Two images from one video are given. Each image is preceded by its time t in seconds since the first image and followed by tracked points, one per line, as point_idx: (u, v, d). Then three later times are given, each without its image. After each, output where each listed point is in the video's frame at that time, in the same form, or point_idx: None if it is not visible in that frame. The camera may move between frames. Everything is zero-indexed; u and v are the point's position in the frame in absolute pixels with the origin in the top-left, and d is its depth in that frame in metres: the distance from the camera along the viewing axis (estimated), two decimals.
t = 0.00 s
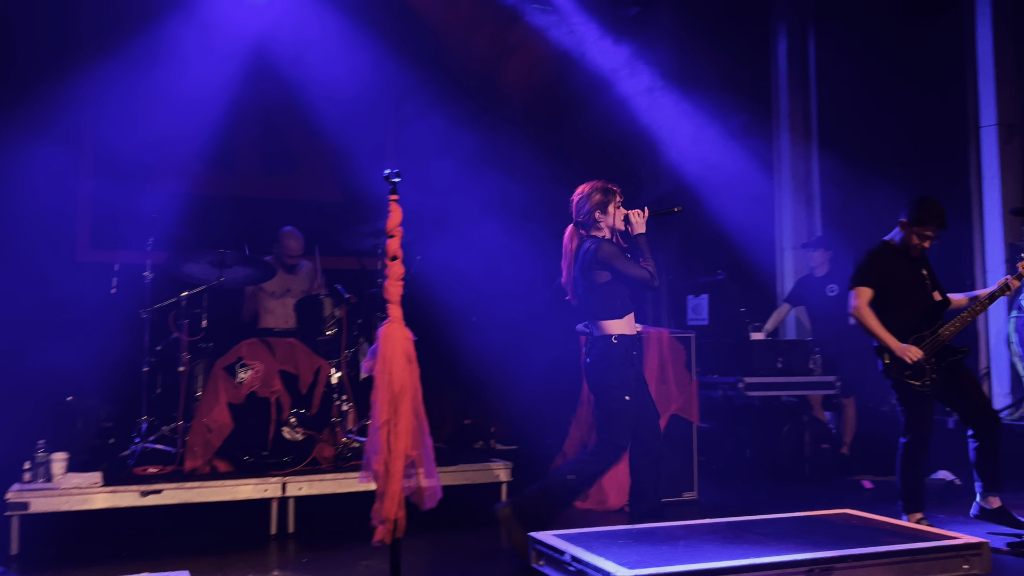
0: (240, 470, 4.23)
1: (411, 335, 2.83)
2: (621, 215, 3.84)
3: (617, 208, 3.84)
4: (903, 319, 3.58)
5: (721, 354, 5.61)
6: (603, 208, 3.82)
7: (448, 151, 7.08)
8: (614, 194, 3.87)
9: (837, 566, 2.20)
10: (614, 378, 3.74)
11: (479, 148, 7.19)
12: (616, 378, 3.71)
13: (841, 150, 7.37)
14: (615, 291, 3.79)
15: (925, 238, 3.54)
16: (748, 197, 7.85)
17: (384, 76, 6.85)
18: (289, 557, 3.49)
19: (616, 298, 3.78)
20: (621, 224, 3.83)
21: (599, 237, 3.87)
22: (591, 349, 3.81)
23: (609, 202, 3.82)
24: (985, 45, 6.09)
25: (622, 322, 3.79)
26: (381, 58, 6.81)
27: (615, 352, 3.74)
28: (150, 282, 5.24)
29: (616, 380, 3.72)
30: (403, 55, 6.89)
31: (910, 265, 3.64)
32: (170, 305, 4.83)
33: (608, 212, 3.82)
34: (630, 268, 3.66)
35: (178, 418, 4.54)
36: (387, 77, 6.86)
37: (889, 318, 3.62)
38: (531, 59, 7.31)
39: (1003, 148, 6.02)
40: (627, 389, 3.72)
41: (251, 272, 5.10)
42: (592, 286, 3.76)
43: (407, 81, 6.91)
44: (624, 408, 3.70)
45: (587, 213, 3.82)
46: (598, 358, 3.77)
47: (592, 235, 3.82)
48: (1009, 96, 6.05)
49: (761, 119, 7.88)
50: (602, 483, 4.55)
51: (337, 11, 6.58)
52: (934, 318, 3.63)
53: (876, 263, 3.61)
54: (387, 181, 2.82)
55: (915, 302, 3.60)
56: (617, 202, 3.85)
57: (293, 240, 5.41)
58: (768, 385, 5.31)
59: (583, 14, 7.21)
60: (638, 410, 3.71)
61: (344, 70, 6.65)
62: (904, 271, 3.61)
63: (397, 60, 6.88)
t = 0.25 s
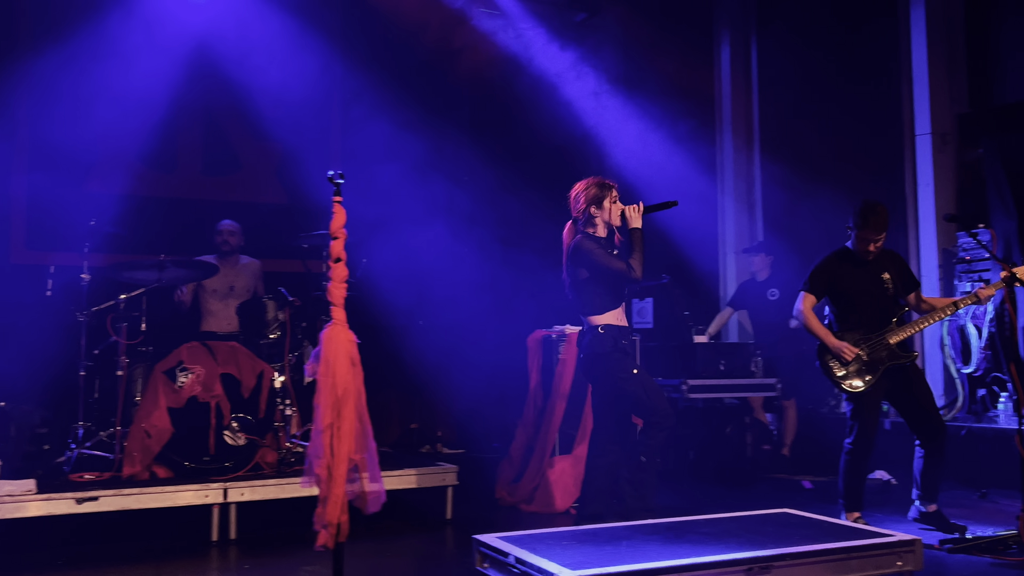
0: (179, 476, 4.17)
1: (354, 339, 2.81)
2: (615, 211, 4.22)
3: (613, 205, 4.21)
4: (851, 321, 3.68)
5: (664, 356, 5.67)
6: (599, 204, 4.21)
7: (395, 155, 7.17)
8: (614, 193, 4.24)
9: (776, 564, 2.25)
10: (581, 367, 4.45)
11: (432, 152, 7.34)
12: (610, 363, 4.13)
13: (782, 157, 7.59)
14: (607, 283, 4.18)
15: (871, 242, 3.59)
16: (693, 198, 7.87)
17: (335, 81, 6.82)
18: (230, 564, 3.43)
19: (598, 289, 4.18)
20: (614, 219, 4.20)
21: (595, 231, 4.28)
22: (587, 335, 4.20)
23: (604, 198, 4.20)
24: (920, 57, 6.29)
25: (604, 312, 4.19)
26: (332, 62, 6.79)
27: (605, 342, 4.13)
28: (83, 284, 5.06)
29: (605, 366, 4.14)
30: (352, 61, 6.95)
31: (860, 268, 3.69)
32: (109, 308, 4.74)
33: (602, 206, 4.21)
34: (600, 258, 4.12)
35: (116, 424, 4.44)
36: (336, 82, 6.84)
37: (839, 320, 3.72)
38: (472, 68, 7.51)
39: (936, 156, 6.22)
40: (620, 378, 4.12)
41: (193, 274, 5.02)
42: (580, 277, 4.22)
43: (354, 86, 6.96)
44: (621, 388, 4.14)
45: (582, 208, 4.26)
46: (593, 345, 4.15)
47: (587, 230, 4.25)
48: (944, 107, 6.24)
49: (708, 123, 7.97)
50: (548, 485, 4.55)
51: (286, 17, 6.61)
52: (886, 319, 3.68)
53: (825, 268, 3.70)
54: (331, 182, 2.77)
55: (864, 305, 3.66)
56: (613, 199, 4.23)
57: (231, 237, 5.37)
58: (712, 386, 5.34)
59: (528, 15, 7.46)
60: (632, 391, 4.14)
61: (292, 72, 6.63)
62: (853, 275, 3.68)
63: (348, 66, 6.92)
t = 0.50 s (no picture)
0: (122, 481, 4.05)
1: (301, 340, 2.80)
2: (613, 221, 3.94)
3: (609, 214, 3.93)
4: (812, 324, 3.72)
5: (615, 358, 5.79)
6: (594, 215, 3.93)
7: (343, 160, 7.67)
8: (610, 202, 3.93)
9: (722, 564, 2.27)
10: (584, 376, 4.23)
11: (379, 154, 7.79)
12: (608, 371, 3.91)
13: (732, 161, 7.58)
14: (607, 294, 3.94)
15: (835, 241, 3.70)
16: (643, 200, 7.87)
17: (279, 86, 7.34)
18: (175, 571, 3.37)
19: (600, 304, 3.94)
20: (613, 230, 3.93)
21: (596, 243, 4.03)
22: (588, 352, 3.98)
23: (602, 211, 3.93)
24: (864, 64, 6.43)
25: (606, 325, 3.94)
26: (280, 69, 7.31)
27: (610, 351, 3.90)
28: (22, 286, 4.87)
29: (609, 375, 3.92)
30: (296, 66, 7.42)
31: (820, 269, 3.74)
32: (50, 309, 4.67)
33: (597, 218, 3.92)
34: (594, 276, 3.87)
35: (56, 429, 4.34)
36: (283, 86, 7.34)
37: (797, 322, 3.77)
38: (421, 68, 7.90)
39: (879, 161, 6.36)
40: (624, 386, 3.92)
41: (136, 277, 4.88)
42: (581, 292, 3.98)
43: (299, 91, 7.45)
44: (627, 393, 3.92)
45: (579, 222, 4.01)
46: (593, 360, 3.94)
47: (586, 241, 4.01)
48: (886, 113, 6.38)
49: (659, 128, 7.93)
50: (499, 488, 4.62)
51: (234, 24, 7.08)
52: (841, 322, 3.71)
53: (787, 268, 3.77)
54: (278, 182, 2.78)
55: (820, 305, 3.71)
56: (610, 209, 3.93)
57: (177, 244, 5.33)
58: (663, 389, 5.36)
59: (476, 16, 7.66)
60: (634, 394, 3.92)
61: (241, 79, 7.15)
62: (813, 277, 3.73)
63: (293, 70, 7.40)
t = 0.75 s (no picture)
0: (64, 487, 3.97)
1: (246, 341, 2.92)
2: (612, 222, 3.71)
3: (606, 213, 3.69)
4: (746, 327, 3.79)
5: (564, 358, 5.88)
6: (593, 213, 3.72)
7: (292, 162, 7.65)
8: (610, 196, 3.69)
9: (669, 562, 2.29)
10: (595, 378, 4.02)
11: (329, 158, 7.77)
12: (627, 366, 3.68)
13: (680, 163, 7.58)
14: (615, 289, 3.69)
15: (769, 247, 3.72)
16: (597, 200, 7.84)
17: (229, 84, 7.21)
18: None
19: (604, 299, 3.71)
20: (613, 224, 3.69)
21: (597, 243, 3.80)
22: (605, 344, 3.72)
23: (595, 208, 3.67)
24: (809, 70, 6.55)
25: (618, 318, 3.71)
26: (232, 65, 7.18)
27: (622, 343, 3.67)
28: None
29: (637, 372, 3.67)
30: (251, 63, 7.28)
31: (756, 274, 3.79)
32: None
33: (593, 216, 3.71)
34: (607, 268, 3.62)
35: None
36: (234, 83, 7.22)
37: (738, 325, 3.82)
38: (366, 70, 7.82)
39: (824, 165, 6.48)
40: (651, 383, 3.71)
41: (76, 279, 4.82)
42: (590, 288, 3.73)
43: (248, 88, 7.33)
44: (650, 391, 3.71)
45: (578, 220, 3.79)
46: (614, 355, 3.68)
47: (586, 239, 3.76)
48: (830, 119, 6.54)
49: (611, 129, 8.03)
50: (449, 489, 4.51)
51: (195, 20, 6.92)
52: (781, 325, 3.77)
53: (721, 273, 3.79)
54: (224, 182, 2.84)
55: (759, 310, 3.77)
56: (608, 206, 3.69)
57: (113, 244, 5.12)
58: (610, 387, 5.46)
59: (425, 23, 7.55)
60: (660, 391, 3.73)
61: (190, 75, 6.99)
62: (745, 282, 3.77)
63: (248, 66, 7.27)
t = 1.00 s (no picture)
0: (18, 491, 3.90)
1: (206, 341, 3.20)
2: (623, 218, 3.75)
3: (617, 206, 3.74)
4: (693, 326, 3.82)
5: (531, 359, 5.79)
6: (603, 206, 3.76)
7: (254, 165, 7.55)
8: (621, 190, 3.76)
9: (632, 560, 2.30)
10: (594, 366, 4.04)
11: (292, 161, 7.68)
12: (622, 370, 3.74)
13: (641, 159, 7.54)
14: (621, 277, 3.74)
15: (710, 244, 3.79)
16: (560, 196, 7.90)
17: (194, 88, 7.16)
18: None
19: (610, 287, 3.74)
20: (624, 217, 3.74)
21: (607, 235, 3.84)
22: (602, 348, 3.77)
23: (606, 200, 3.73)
24: (771, 72, 6.60)
25: (618, 313, 3.76)
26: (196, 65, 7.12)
27: (615, 343, 3.74)
28: None
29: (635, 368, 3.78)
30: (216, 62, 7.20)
31: (701, 274, 3.85)
32: None
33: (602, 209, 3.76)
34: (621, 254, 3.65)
35: None
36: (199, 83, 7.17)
37: (685, 326, 3.84)
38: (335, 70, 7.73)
39: (786, 167, 6.53)
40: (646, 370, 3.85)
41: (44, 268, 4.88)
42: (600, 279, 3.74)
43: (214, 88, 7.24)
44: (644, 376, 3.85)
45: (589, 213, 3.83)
46: (615, 358, 3.75)
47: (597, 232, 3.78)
48: (791, 119, 6.56)
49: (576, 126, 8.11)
50: (413, 489, 4.49)
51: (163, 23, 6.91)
52: (726, 325, 3.85)
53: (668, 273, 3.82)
54: (185, 181, 3.21)
55: (704, 310, 3.83)
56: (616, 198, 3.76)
57: (69, 233, 5.23)
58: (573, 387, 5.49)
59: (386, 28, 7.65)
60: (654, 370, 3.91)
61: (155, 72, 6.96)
62: (693, 280, 3.82)
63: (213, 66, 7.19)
